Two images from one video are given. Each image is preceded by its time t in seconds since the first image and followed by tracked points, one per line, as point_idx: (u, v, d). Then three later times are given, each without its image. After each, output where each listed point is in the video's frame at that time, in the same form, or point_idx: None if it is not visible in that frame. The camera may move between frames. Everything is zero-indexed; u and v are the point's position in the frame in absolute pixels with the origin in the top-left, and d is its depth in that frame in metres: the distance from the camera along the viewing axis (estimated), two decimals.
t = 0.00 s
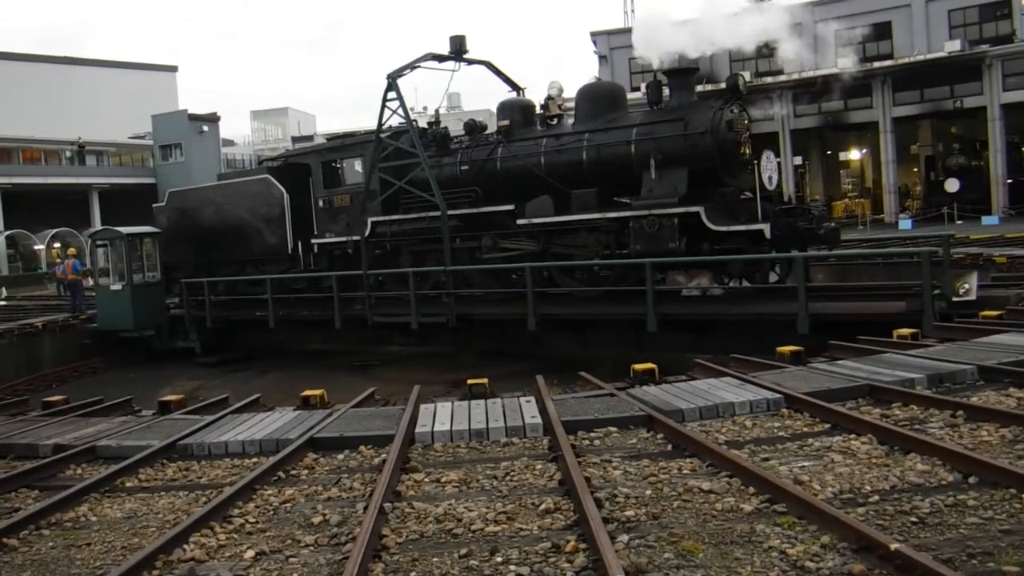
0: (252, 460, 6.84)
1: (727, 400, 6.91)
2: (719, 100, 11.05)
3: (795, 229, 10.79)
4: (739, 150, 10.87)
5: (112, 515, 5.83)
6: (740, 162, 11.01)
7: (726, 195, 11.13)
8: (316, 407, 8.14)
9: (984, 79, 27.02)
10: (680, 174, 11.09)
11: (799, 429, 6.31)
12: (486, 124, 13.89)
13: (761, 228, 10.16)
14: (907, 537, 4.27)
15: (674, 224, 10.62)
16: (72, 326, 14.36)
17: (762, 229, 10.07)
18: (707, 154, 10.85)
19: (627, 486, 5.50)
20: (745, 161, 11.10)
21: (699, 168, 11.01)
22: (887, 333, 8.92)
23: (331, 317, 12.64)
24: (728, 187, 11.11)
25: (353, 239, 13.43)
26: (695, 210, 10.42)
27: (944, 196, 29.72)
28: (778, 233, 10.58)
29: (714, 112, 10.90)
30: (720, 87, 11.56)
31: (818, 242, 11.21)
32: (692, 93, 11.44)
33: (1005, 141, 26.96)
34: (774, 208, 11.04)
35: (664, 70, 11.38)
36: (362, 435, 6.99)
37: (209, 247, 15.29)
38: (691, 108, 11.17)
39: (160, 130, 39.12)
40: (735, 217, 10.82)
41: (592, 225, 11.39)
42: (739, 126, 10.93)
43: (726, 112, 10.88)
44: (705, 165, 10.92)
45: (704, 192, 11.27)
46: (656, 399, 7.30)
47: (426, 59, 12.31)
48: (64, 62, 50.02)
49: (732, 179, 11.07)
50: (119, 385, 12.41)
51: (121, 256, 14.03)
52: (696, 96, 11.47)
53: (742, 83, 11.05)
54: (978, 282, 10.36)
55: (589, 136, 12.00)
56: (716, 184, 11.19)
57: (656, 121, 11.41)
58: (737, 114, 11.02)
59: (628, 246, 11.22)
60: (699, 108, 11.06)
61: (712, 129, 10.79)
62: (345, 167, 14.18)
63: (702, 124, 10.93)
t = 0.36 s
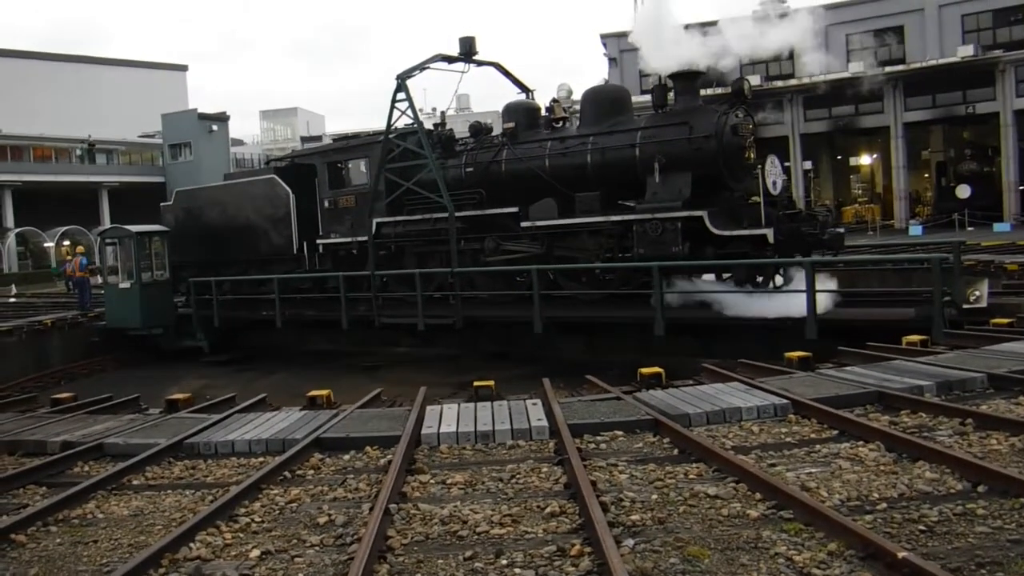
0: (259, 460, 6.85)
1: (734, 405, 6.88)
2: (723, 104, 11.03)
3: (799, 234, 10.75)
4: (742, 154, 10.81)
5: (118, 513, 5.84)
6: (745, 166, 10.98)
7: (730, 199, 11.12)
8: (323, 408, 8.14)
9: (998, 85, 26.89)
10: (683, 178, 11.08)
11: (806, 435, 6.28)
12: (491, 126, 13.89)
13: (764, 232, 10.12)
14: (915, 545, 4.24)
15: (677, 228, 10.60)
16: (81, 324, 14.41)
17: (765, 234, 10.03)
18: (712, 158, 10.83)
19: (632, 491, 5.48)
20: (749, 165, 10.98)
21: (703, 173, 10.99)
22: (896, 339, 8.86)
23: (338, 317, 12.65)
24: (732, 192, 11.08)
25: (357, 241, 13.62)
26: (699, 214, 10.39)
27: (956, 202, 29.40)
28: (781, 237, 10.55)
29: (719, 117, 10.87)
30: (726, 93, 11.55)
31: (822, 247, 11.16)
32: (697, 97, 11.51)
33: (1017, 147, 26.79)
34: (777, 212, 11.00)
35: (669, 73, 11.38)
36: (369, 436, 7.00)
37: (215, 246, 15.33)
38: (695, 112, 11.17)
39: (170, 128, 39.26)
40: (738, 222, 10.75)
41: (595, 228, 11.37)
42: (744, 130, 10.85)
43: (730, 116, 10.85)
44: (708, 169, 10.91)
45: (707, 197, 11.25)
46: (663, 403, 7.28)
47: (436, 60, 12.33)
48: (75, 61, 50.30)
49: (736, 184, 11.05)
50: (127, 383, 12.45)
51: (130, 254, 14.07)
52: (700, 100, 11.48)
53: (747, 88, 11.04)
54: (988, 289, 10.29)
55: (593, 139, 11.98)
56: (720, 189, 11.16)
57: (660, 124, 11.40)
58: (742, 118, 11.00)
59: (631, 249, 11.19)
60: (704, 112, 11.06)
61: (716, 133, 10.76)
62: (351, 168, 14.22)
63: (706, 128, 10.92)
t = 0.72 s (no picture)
0: (269, 451, 6.88)
1: (746, 406, 6.86)
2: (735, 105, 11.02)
3: (808, 237, 10.68)
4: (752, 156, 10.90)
5: (129, 500, 5.88)
6: (754, 167, 10.98)
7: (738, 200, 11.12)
8: (334, 400, 8.15)
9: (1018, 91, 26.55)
10: (693, 178, 11.05)
11: (817, 438, 6.26)
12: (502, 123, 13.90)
13: (773, 234, 10.16)
14: (925, 550, 4.21)
15: (686, 228, 10.56)
16: (95, 313, 14.51)
17: (774, 236, 10.03)
18: (722, 158, 10.82)
19: (642, 489, 5.48)
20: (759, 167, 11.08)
21: (712, 173, 10.98)
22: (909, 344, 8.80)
23: (349, 311, 12.67)
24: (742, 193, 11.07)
25: (366, 234, 13.62)
26: (707, 215, 10.35)
27: (973, 207, 29.36)
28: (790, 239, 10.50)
29: (730, 117, 10.88)
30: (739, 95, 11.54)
31: (830, 251, 10.93)
32: (709, 97, 11.45)
33: None
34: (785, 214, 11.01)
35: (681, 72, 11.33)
36: (379, 429, 7.01)
37: (227, 238, 15.40)
38: (707, 112, 11.16)
39: (186, 120, 39.46)
40: (747, 223, 10.78)
41: (603, 227, 11.35)
42: (756, 131, 10.91)
43: (741, 117, 10.87)
44: (718, 170, 10.90)
45: (716, 198, 11.23)
46: (674, 403, 7.26)
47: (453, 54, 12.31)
48: (94, 51, 50.59)
49: (746, 185, 11.04)
50: (139, 372, 12.52)
51: (145, 244, 14.14)
52: (712, 100, 11.44)
53: (759, 89, 11.04)
54: (1006, 295, 10.20)
55: (605, 138, 11.96)
56: (729, 190, 11.13)
57: (671, 124, 11.37)
58: (753, 119, 11.00)
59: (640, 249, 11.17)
60: (715, 113, 11.05)
61: (728, 134, 10.78)
62: (361, 161, 14.16)
63: (717, 128, 10.91)
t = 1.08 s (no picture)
0: (285, 450, 6.90)
1: (763, 413, 6.84)
2: (748, 110, 11.00)
3: (819, 243, 10.60)
4: (765, 161, 10.78)
5: (145, 497, 5.91)
6: (767, 173, 10.91)
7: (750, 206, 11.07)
8: (350, 400, 8.18)
9: None
10: (705, 183, 11.00)
11: (835, 446, 6.23)
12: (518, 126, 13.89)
13: (783, 241, 10.02)
14: (943, 561, 4.18)
15: (697, 233, 10.53)
16: (112, 310, 14.65)
17: (785, 242, 9.98)
18: (734, 164, 10.75)
19: (657, 495, 5.46)
20: (770, 173, 10.98)
21: (724, 179, 10.91)
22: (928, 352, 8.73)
23: (364, 311, 12.71)
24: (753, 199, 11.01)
25: (379, 236, 13.66)
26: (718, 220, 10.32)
27: (995, 215, 29.33)
28: (802, 245, 10.45)
29: (743, 123, 10.84)
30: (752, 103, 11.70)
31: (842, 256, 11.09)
32: (722, 102, 11.36)
33: None
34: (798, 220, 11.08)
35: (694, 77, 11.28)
36: (395, 430, 7.03)
37: (242, 237, 15.46)
38: (719, 118, 11.10)
39: (205, 118, 39.71)
40: (758, 228, 10.86)
41: (614, 230, 11.34)
42: (768, 137, 10.83)
43: (754, 122, 10.82)
44: (730, 176, 10.83)
45: (727, 203, 11.17)
46: (692, 408, 7.23)
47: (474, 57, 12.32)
48: (114, 48, 50.89)
49: (758, 191, 10.97)
50: (155, 369, 12.60)
51: (163, 242, 14.24)
52: (726, 106, 11.36)
53: (772, 95, 11.02)
54: None
55: (618, 142, 11.94)
56: (741, 195, 11.08)
57: (684, 129, 11.32)
58: (766, 125, 10.95)
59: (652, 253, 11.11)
60: (728, 118, 11.00)
61: (739, 140, 10.71)
62: (376, 163, 14.21)
63: (729, 134, 10.86)
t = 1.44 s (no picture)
0: (300, 445, 6.93)
1: (779, 410, 6.82)
2: (757, 107, 10.93)
3: (826, 240, 10.55)
4: (773, 158, 10.74)
5: (161, 491, 5.95)
6: (776, 170, 10.83)
7: (758, 203, 11.04)
8: (365, 396, 8.20)
9: None
10: (713, 181, 10.97)
11: (851, 444, 6.20)
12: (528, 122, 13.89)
13: (791, 238, 9.97)
14: (961, 560, 4.16)
15: (705, 230, 10.53)
16: (129, 305, 14.77)
17: (793, 239, 9.94)
18: (742, 162, 10.72)
19: (673, 492, 5.46)
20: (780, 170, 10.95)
21: (732, 176, 10.89)
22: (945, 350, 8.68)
23: (378, 307, 12.73)
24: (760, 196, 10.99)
25: (389, 232, 13.69)
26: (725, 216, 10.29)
27: (1014, 212, 29.17)
28: (809, 242, 10.39)
29: (751, 120, 10.79)
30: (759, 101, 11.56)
31: (849, 255, 11.03)
32: (732, 99, 11.31)
33: None
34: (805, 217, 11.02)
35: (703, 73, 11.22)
36: (410, 426, 7.03)
37: (254, 233, 15.50)
38: (728, 115, 11.06)
39: (220, 115, 39.88)
40: (766, 226, 10.61)
41: (622, 227, 11.34)
42: (777, 134, 10.79)
43: (762, 119, 10.77)
44: (739, 173, 10.81)
45: (735, 200, 11.14)
46: (708, 405, 7.22)
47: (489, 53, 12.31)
48: (129, 45, 51.11)
49: (765, 188, 10.95)
50: (170, 364, 12.67)
51: (179, 237, 14.31)
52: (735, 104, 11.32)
53: (782, 92, 10.89)
54: None
55: (626, 139, 11.91)
56: (750, 193, 11.05)
57: (693, 125, 11.28)
58: (775, 122, 10.85)
59: (659, 249, 11.19)
60: (736, 116, 10.96)
61: (748, 137, 10.69)
62: (387, 159, 14.20)
63: (737, 131, 10.82)
